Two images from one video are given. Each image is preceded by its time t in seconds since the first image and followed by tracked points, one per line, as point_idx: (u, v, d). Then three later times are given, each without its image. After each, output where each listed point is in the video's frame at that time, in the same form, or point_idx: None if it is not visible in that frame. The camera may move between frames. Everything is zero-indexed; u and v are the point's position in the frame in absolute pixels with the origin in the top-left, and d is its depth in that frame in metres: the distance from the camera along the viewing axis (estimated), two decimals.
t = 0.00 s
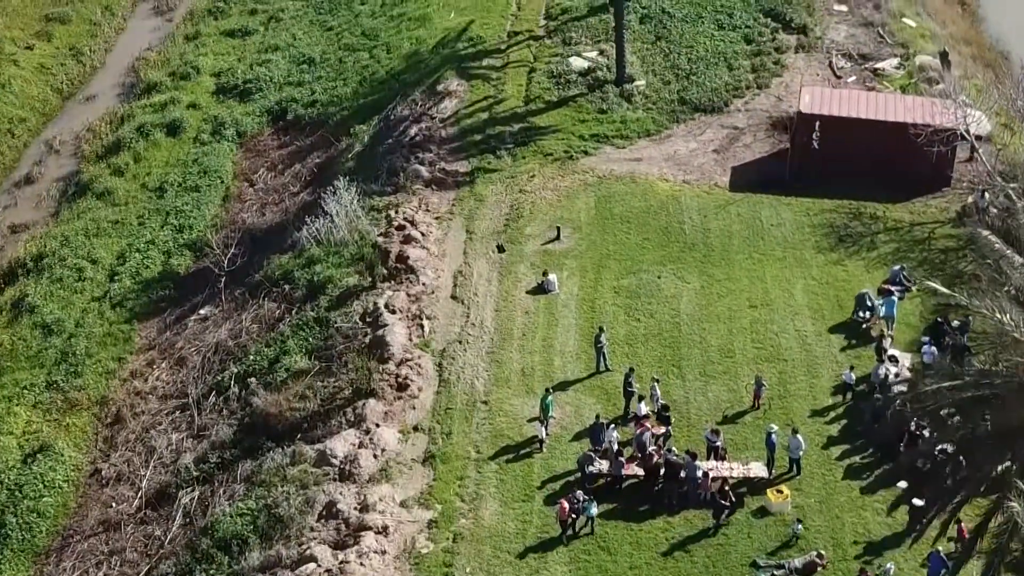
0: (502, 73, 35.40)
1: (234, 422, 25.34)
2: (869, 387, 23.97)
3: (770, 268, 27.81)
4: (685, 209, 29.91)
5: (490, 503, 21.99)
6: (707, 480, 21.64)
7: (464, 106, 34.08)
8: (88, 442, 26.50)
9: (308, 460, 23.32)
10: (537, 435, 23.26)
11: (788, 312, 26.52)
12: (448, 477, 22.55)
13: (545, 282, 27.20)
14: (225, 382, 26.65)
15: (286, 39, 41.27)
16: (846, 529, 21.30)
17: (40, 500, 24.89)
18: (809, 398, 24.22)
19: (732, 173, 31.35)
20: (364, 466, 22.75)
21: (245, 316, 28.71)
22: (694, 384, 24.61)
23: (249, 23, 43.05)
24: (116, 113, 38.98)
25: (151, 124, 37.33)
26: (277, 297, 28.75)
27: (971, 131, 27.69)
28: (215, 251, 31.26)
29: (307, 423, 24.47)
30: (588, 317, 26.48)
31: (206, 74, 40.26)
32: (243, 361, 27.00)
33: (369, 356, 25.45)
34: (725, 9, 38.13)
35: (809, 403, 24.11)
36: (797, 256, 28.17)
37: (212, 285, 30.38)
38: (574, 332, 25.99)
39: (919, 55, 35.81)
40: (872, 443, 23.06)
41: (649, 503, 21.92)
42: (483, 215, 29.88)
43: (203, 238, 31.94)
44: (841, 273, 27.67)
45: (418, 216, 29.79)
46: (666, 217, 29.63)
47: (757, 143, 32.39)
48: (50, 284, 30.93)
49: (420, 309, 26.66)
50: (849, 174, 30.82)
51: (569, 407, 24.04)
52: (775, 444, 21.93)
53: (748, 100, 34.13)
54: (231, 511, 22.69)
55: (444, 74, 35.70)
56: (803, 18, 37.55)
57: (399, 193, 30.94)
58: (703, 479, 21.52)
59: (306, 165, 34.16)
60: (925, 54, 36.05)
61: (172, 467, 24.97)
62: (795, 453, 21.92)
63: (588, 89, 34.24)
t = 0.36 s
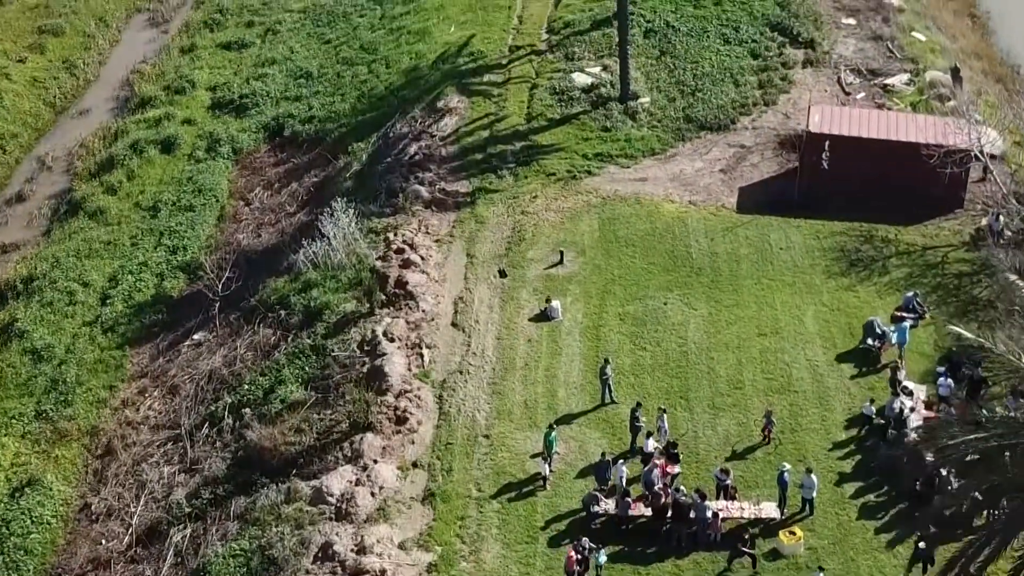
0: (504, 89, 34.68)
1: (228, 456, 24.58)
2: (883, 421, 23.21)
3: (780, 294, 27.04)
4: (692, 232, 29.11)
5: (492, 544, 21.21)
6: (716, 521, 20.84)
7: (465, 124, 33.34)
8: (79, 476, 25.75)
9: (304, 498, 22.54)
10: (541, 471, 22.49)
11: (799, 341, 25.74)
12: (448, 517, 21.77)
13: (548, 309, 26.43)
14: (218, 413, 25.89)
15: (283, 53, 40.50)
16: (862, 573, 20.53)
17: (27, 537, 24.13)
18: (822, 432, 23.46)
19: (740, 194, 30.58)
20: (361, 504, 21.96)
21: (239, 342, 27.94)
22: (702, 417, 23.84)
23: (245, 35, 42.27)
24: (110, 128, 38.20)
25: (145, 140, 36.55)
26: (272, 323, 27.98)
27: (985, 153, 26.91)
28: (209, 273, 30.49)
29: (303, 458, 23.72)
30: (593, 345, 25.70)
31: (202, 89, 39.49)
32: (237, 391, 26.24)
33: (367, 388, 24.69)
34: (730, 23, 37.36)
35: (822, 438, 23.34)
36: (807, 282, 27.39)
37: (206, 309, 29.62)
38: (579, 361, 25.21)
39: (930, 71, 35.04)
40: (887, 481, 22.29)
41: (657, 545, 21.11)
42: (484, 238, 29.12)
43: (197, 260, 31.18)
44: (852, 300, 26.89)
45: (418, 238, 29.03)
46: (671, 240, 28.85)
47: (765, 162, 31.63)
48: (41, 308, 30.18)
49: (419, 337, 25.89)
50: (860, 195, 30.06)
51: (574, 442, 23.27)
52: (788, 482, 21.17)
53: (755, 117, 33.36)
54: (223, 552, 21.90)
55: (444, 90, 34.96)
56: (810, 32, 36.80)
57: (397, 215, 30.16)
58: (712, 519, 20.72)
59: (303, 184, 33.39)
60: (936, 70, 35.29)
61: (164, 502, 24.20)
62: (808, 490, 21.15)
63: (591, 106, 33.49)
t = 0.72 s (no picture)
0: (506, 106, 33.94)
1: (222, 492, 23.82)
2: (899, 458, 22.33)
3: (791, 323, 26.26)
4: (699, 257, 28.33)
5: None
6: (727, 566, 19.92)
7: (466, 142, 32.59)
8: (68, 511, 25.00)
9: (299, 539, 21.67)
10: (545, 511, 21.68)
11: (810, 372, 24.95)
12: (448, 561, 21.02)
13: (551, 338, 25.64)
14: (211, 446, 25.12)
15: (281, 67, 39.73)
16: None
17: None
18: (835, 470, 22.67)
19: (748, 216, 29.80)
20: (359, 546, 21.16)
21: (234, 371, 27.16)
22: (711, 454, 23.06)
23: (242, 48, 41.51)
24: (103, 145, 37.43)
25: (139, 158, 35.76)
26: (268, 352, 27.21)
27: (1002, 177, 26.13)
28: (203, 298, 29.70)
29: (299, 496, 22.95)
30: (598, 376, 24.91)
31: (197, 104, 38.72)
32: (231, 423, 25.47)
33: (365, 422, 23.93)
34: (737, 38, 36.60)
35: (835, 475, 22.56)
36: (817, 310, 26.62)
37: (200, 336, 28.84)
38: (584, 394, 24.42)
39: (941, 87, 34.25)
40: (904, 522, 21.49)
41: None
42: (486, 263, 28.35)
43: (191, 283, 30.40)
44: (865, 328, 26.12)
45: (418, 263, 28.26)
46: (678, 265, 28.08)
47: (773, 183, 30.84)
48: (31, 335, 29.43)
49: (419, 368, 25.12)
50: (871, 218, 29.28)
51: (579, 480, 22.50)
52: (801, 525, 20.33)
53: (763, 136, 32.60)
54: None
55: (445, 108, 34.21)
56: (818, 48, 36.04)
57: (397, 238, 29.39)
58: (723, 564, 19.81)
59: (300, 204, 32.62)
60: (947, 86, 34.50)
61: (155, 541, 23.44)
62: (822, 532, 20.28)
63: (595, 125, 32.73)
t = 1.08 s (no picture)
0: (507, 122, 33.30)
1: (216, 526, 23.19)
2: (913, 493, 21.64)
3: (800, 349, 25.59)
4: (705, 279, 27.64)
5: None
6: None
7: (466, 160, 31.95)
8: (58, 544, 24.38)
9: None
10: (548, 549, 20.98)
11: (820, 401, 24.27)
12: None
13: (554, 365, 24.97)
14: (205, 476, 24.46)
15: (278, 80, 39.07)
16: None
17: None
18: (848, 504, 21.99)
19: (755, 237, 29.14)
20: None
21: (228, 397, 26.48)
22: (720, 488, 22.39)
23: (238, 60, 40.83)
24: (97, 160, 36.77)
25: (133, 174, 35.09)
26: (263, 378, 26.54)
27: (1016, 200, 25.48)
28: (197, 320, 29.04)
29: (294, 532, 22.32)
30: (602, 405, 24.23)
31: (193, 118, 38.04)
32: (225, 452, 24.80)
33: (363, 453, 23.26)
34: (742, 51, 35.94)
35: (848, 511, 21.88)
36: (827, 335, 25.95)
37: (194, 360, 28.16)
38: (588, 424, 23.75)
39: (951, 103, 33.59)
40: (919, 561, 20.80)
41: None
42: (487, 286, 27.69)
43: (185, 305, 29.73)
44: (876, 354, 25.44)
45: (417, 286, 27.61)
46: (683, 288, 27.41)
47: (781, 202, 30.16)
48: (22, 359, 28.78)
49: (418, 397, 24.45)
50: (881, 239, 28.61)
51: (584, 516, 21.82)
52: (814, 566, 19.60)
53: (769, 154, 31.93)
54: None
55: (445, 124, 33.58)
56: (825, 62, 35.38)
57: (396, 260, 28.73)
58: None
59: (297, 223, 31.97)
60: (957, 101, 33.84)
61: None
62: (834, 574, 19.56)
63: (598, 142, 32.07)
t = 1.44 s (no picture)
0: (508, 141, 32.56)
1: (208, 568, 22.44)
2: (930, 537, 20.85)
3: (812, 381, 24.80)
4: (713, 307, 26.83)
5: None
6: None
7: (467, 182, 31.21)
8: None
9: None
10: None
11: (833, 437, 23.47)
12: None
13: (557, 398, 24.19)
14: (197, 514, 23.69)
15: (274, 95, 38.29)
16: None
17: None
18: (863, 547, 21.17)
19: (763, 262, 28.36)
20: None
21: (221, 429, 25.70)
22: (730, 530, 21.60)
23: (234, 75, 40.06)
24: (90, 178, 35.98)
25: (126, 194, 34.30)
26: (258, 410, 25.75)
27: None
28: (190, 348, 28.25)
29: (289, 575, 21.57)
30: (608, 441, 23.46)
31: (188, 135, 37.25)
32: (218, 489, 24.02)
33: (360, 493, 22.48)
34: (748, 68, 35.19)
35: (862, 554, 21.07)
36: (839, 367, 25.14)
37: (187, 390, 27.39)
38: (593, 461, 22.96)
39: (963, 120, 32.79)
40: None
41: None
42: (488, 313, 26.91)
43: (178, 331, 28.95)
44: (890, 387, 24.64)
45: (416, 314, 26.84)
46: (691, 316, 26.62)
47: (790, 225, 29.36)
48: (11, 389, 28.04)
49: (418, 433, 23.68)
50: (893, 264, 27.82)
51: (589, 560, 21.03)
52: None
53: (777, 174, 31.15)
54: None
55: (445, 143, 32.85)
56: (834, 78, 34.58)
57: (394, 286, 27.97)
58: None
59: (293, 246, 31.20)
60: (969, 119, 33.03)
61: None
62: None
63: (602, 163, 31.32)
